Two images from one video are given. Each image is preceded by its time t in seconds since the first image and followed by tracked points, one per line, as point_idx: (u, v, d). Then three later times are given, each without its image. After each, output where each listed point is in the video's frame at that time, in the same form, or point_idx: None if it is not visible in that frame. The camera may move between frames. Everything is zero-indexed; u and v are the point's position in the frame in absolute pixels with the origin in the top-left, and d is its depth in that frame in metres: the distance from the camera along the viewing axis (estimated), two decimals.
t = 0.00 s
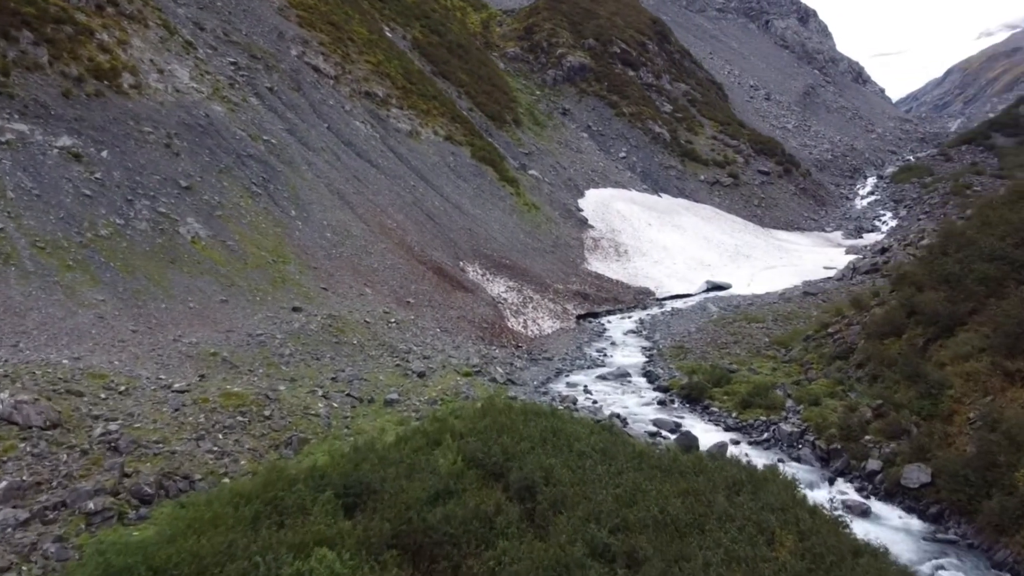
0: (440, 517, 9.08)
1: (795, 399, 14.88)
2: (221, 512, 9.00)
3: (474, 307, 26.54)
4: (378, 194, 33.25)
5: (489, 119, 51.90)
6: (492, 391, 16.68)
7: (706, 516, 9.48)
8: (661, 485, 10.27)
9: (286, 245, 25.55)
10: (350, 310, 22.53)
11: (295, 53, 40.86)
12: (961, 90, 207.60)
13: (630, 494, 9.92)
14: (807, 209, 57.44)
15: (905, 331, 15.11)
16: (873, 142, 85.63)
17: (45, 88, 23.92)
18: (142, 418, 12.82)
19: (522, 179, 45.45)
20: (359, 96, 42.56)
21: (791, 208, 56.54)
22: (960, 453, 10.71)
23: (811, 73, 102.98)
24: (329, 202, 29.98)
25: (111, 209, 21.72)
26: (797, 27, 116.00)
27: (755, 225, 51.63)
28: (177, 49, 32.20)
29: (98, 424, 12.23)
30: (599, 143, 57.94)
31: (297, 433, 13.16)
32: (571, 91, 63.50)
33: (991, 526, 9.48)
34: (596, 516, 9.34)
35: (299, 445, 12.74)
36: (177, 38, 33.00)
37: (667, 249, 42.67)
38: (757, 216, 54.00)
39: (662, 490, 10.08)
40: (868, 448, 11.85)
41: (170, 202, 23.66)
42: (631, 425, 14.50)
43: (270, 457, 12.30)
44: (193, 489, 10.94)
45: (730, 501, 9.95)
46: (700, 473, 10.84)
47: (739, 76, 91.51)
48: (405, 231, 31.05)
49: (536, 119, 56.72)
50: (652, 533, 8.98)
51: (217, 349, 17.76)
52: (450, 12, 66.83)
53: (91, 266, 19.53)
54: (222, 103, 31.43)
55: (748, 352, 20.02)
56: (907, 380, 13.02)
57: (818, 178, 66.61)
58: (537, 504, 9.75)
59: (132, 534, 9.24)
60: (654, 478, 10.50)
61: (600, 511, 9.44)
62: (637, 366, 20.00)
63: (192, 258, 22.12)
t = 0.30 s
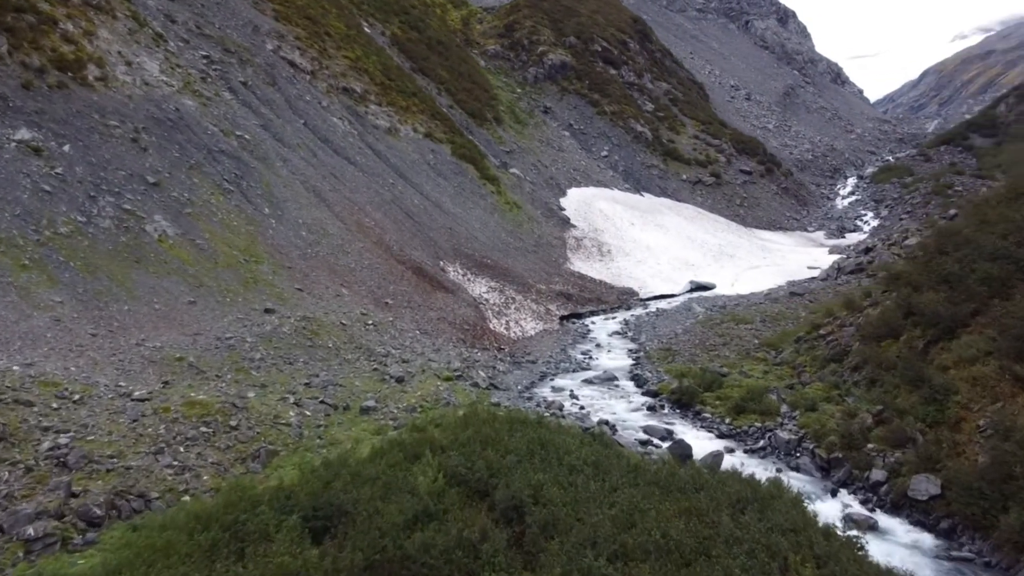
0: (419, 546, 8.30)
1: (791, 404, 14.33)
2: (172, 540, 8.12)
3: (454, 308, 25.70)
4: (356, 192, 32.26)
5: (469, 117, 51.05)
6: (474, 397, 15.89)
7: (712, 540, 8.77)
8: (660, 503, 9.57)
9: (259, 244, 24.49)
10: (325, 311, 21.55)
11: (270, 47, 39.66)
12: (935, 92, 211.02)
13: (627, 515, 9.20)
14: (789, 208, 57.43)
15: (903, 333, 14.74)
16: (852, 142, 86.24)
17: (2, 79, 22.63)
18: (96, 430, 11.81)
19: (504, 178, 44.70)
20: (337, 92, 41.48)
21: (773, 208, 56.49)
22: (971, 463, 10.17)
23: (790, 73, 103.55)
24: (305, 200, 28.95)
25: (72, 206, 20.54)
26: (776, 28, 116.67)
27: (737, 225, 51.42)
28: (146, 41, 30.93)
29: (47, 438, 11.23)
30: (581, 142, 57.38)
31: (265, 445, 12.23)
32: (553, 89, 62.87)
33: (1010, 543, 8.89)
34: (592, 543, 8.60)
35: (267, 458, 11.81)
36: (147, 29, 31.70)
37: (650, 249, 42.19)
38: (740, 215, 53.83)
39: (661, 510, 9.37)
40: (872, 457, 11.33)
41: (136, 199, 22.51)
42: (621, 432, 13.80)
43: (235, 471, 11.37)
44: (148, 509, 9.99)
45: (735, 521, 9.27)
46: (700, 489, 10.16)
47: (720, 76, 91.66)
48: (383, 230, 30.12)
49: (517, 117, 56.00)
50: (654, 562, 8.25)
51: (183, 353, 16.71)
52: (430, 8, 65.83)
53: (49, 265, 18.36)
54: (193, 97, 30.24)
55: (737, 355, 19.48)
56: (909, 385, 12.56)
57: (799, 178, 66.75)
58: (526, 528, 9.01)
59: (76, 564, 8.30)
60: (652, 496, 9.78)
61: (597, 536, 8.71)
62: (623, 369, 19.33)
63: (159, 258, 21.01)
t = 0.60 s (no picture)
0: None
1: (788, 410, 13.77)
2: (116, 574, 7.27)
3: (435, 309, 24.84)
4: (334, 189, 31.28)
5: (451, 114, 50.18)
6: (457, 403, 15.09)
7: (724, 568, 8.01)
8: (662, 526, 8.85)
9: (231, 243, 23.43)
10: (300, 313, 20.57)
11: (246, 41, 38.48)
12: (911, 94, 213.91)
13: (627, 541, 8.46)
14: (772, 208, 57.33)
15: (902, 335, 14.31)
16: (834, 142, 86.69)
17: None
18: (46, 444, 10.83)
19: (486, 176, 43.90)
20: (315, 87, 40.39)
21: (757, 207, 56.31)
22: (986, 475, 9.60)
23: (771, 74, 103.92)
24: (281, 197, 27.93)
25: (31, 202, 19.40)
26: (758, 28, 117.16)
27: (721, 224, 51.12)
28: (115, 32, 29.68)
29: None
30: (565, 141, 56.77)
31: (232, 458, 11.30)
32: (535, 87, 62.18)
33: None
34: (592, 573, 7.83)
35: (233, 473, 10.89)
36: (116, 20, 30.44)
37: (634, 249, 41.64)
38: (724, 215, 53.57)
39: (665, 534, 8.64)
40: (878, 468, 10.80)
41: (101, 195, 21.38)
42: (611, 441, 13.11)
43: (198, 488, 10.43)
44: (98, 533, 9.07)
45: (744, 544, 8.56)
46: (705, 509, 9.46)
47: (702, 75, 91.69)
48: (362, 229, 29.20)
49: (499, 114, 55.23)
50: None
51: (147, 358, 15.63)
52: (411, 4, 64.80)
53: (3, 265, 17.19)
54: (164, 91, 29.07)
55: (728, 357, 18.91)
56: (914, 391, 12.08)
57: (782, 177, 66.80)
58: (516, 557, 8.26)
59: None
60: (652, 518, 9.07)
61: (596, 565, 7.93)
62: (611, 373, 18.65)
63: (125, 257, 19.89)
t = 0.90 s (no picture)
0: None
1: (792, 417, 13.15)
2: None
3: (420, 310, 23.96)
4: (316, 187, 30.32)
5: (437, 111, 49.29)
6: (443, 410, 14.27)
7: None
8: (670, 553, 8.13)
9: (207, 241, 22.42)
10: (279, 315, 19.62)
11: (226, 35, 37.36)
12: (894, 96, 216.05)
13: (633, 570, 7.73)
14: (761, 207, 57.03)
15: (909, 338, 13.74)
16: (820, 142, 86.79)
17: None
18: None
19: (473, 174, 43.08)
20: (297, 82, 39.36)
21: (745, 207, 55.98)
22: (1012, 489, 8.98)
23: (757, 73, 103.99)
24: (260, 194, 26.92)
25: None
26: (744, 28, 117.31)
27: (710, 224, 50.70)
28: (88, 24, 28.55)
29: None
30: (552, 139, 56.07)
31: (199, 473, 10.38)
32: (522, 85, 61.42)
33: None
34: None
35: (200, 489, 9.99)
36: (89, 11, 29.30)
37: (623, 248, 41.02)
38: (713, 214, 53.15)
39: (674, 562, 7.92)
40: (893, 480, 10.17)
41: (68, 191, 20.31)
42: (607, 451, 12.37)
43: (160, 507, 9.52)
44: (44, 561, 8.18)
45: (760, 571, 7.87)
46: (716, 531, 8.76)
47: (689, 75, 91.45)
48: (345, 227, 28.27)
49: (485, 112, 54.42)
50: None
51: (112, 363, 14.60)
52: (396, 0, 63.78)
53: None
54: (139, 84, 27.97)
55: (724, 360, 18.29)
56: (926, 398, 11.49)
57: (770, 177, 66.61)
58: None
59: None
60: (660, 543, 8.34)
61: None
62: (604, 377, 17.93)
63: (93, 256, 18.83)
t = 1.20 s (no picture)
0: None
1: (798, 425, 12.53)
2: None
3: (406, 311, 23.09)
4: (299, 184, 29.34)
5: (424, 108, 48.40)
6: (430, 418, 13.44)
7: None
8: None
9: (183, 240, 21.39)
10: (257, 317, 18.67)
11: (206, 28, 36.26)
12: (878, 97, 217.91)
13: None
14: (751, 206, 56.70)
15: (919, 342, 13.18)
16: (809, 142, 86.82)
17: None
18: None
19: (460, 172, 42.26)
20: (280, 77, 38.33)
21: (735, 206, 55.61)
22: None
23: (745, 73, 103.92)
24: (239, 191, 25.92)
25: None
26: (732, 28, 117.32)
27: (700, 223, 50.22)
28: (61, 14, 27.43)
29: None
30: (541, 137, 55.36)
31: (162, 492, 9.49)
32: (510, 82, 60.63)
33: None
34: None
35: (162, 510, 9.11)
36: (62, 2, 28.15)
37: (613, 248, 40.38)
38: (703, 214, 52.72)
39: None
40: (912, 495, 9.56)
41: (35, 187, 19.21)
42: (604, 462, 11.62)
43: (117, 530, 8.65)
44: None
45: None
46: (732, 559, 8.04)
47: (677, 74, 91.12)
48: (329, 226, 27.32)
49: (473, 109, 53.58)
50: None
51: (74, 370, 13.51)
52: None
53: None
54: (114, 78, 26.88)
55: (722, 364, 17.65)
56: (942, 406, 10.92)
57: (759, 176, 66.36)
58: None
59: None
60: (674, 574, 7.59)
61: None
62: (598, 381, 17.19)
63: (59, 255, 17.72)
